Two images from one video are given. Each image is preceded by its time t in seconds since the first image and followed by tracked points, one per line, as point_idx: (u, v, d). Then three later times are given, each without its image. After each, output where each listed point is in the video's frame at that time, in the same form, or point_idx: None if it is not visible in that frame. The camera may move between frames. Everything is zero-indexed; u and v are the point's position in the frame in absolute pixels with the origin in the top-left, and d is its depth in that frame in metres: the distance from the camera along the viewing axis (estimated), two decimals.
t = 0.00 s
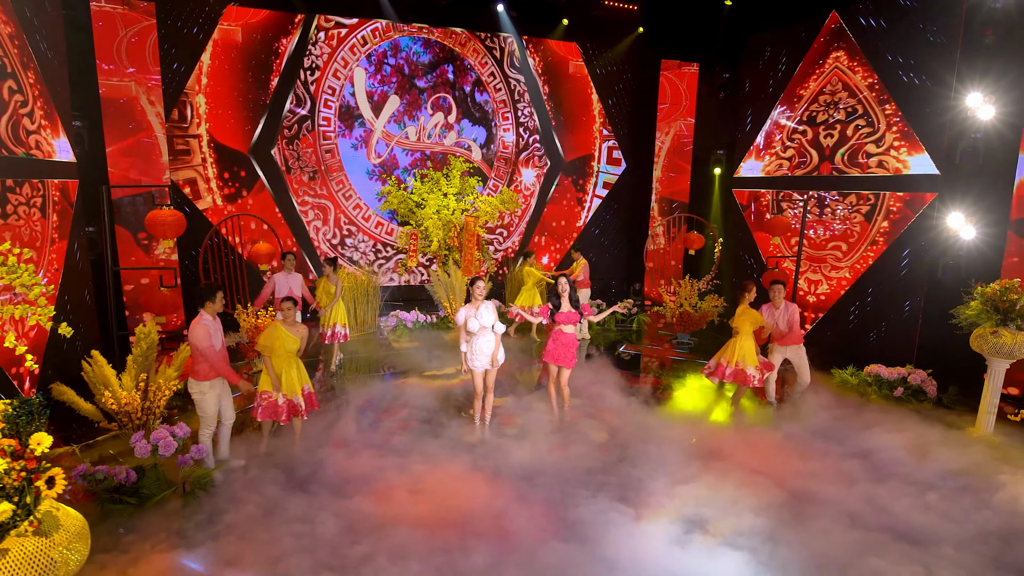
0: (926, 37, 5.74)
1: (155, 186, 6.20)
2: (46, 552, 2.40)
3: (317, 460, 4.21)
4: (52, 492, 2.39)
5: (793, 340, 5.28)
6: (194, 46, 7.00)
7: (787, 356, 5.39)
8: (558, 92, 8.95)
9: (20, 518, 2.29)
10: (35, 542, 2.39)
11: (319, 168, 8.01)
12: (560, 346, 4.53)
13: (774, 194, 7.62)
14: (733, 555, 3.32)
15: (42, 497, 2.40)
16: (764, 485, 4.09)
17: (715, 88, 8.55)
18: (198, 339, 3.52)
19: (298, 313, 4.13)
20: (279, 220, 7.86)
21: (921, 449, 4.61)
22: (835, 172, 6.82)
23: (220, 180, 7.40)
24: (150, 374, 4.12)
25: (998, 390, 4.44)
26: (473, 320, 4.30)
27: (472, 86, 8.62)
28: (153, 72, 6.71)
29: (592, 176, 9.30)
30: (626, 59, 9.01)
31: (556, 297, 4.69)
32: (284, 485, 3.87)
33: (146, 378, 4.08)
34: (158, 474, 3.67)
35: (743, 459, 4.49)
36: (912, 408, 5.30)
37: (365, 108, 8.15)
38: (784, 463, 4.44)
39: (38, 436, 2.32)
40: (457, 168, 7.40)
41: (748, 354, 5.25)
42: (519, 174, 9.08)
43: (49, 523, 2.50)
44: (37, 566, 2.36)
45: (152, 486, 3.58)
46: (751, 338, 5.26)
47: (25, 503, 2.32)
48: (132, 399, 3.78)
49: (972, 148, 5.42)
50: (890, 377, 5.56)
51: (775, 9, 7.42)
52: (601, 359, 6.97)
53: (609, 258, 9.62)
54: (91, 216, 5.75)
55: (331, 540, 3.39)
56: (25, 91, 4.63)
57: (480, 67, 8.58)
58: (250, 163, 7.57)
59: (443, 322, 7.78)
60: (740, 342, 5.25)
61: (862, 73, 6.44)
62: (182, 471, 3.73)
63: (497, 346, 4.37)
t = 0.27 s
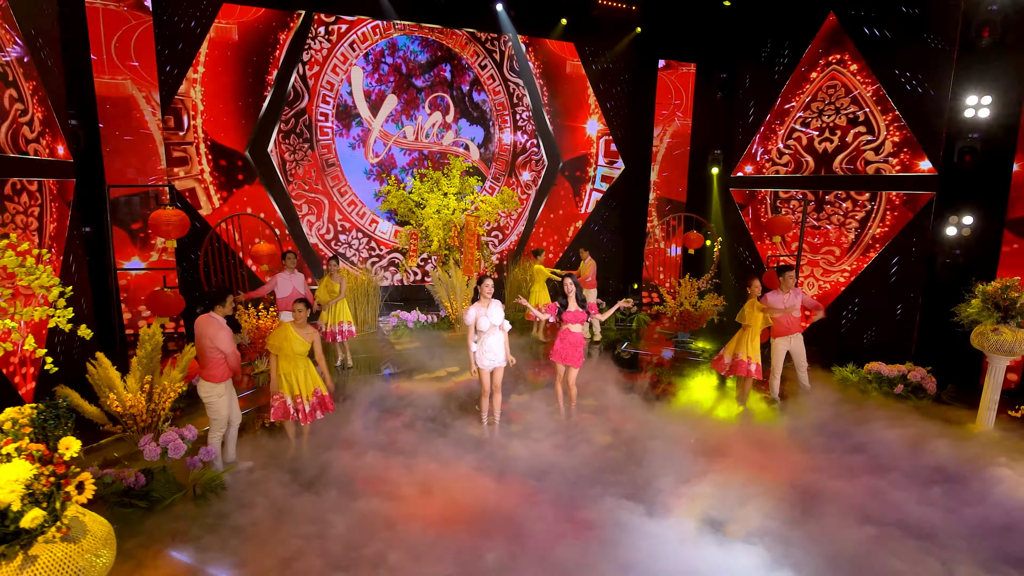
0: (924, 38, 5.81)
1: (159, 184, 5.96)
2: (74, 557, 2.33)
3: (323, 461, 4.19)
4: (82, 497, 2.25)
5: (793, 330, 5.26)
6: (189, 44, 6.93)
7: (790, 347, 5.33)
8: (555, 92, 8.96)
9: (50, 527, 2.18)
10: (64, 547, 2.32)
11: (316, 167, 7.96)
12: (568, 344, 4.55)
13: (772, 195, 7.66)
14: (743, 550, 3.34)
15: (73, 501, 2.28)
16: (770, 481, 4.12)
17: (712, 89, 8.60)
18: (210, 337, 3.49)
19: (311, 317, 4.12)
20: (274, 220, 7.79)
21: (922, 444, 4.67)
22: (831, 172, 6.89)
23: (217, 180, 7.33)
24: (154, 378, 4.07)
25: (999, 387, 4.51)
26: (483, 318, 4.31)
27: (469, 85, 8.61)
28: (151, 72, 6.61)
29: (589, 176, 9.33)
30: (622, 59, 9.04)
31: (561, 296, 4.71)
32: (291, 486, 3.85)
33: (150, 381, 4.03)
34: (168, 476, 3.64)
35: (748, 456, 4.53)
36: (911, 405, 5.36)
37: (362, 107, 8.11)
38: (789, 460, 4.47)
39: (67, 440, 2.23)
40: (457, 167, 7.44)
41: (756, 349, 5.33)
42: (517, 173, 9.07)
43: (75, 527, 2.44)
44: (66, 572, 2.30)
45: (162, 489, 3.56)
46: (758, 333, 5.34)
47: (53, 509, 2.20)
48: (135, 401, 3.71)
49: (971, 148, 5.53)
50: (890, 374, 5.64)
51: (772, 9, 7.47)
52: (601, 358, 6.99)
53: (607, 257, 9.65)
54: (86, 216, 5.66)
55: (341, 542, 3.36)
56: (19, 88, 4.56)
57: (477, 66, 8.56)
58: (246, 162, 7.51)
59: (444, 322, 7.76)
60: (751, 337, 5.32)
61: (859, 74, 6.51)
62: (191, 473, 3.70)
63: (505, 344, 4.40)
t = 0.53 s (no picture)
0: (922, 41, 5.89)
1: (160, 184, 5.77)
2: (108, 560, 2.36)
3: (333, 461, 4.16)
4: (115, 499, 2.30)
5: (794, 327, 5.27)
6: (186, 42, 6.86)
7: (790, 346, 5.34)
8: (554, 92, 8.97)
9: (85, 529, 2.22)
10: (99, 551, 2.35)
11: (314, 167, 7.91)
12: (576, 343, 4.58)
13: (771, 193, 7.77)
14: (758, 547, 3.36)
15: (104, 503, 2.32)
16: (778, 478, 4.15)
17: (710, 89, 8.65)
18: (223, 337, 3.50)
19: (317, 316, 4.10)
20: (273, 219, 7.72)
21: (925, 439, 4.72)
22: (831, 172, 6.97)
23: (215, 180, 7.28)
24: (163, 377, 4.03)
25: (999, 383, 4.59)
26: (495, 317, 4.31)
27: (468, 84, 8.59)
28: (150, 70, 6.55)
29: (587, 176, 9.34)
30: (621, 59, 9.07)
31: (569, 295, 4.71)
32: (302, 487, 3.82)
33: (158, 382, 3.99)
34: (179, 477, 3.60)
35: (756, 452, 4.55)
36: (912, 402, 5.43)
37: (361, 106, 8.07)
38: (796, 456, 4.51)
39: (99, 443, 2.28)
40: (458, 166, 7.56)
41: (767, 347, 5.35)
42: (516, 172, 9.07)
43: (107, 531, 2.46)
44: None
45: (174, 491, 3.52)
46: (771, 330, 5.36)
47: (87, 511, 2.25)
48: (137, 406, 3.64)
49: (969, 149, 5.56)
50: (891, 371, 5.72)
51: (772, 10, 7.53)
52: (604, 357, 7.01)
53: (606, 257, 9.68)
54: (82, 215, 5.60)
55: (356, 542, 3.35)
56: (19, 85, 4.50)
57: (475, 65, 8.55)
58: (245, 162, 7.44)
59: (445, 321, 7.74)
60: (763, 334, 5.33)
61: (858, 75, 6.59)
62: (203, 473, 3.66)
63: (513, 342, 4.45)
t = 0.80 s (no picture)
0: (921, 41, 5.95)
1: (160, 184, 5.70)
2: (146, 560, 2.35)
3: (343, 460, 4.15)
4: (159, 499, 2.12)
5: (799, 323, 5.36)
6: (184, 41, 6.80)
7: (795, 343, 5.43)
8: (553, 92, 8.98)
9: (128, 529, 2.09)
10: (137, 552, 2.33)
11: (314, 167, 7.87)
12: (584, 342, 4.63)
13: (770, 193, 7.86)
14: (774, 542, 3.38)
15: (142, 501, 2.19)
16: (786, 473, 4.19)
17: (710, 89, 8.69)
18: (232, 336, 3.48)
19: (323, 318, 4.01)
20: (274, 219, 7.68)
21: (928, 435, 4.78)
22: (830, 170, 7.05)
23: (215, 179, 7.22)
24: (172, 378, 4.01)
25: (1001, 379, 4.65)
26: (510, 316, 4.33)
27: (468, 84, 8.59)
28: (149, 69, 6.51)
29: (585, 175, 9.35)
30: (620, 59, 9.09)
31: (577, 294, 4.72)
32: (313, 487, 3.81)
33: (166, 382, 3.96)
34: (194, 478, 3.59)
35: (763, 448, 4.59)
36: (914, 398, 5.49)
37: (361, 105, 8.04)
38: (803, 452, 4.55)
39: (140, 443, 2.11)
40: (459, 166, 7.65)
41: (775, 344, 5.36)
42: (515, 171, 9.07)
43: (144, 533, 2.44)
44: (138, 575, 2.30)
45: (188, 491, 3.50)
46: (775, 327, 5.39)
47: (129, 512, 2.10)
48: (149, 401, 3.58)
49: (967, 148, 5.62)
50: (893, 369, 5.78)
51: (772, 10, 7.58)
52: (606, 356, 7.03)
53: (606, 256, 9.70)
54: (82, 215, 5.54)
55: (371, 540, 3.35)
56: (21, 82, 4.44)
57: (475, 65, 8.55)
58: (244, 161, 7.40)
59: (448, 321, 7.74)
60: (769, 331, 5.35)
61: (857, 76, 6.67)
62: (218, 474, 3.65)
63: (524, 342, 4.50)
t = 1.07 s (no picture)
0: (922, 42, 6.02)
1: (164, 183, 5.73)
2: (187, 560, 2.33)
3: (353, 460, 4.14)
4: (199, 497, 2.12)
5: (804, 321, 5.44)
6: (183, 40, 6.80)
7: (801, 339, 5.51)
8: (553, 91, 8.99)
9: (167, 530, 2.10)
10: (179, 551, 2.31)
11: (315, 167, 7.84)
12: (593, 340, 4.70)
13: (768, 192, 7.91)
14: (787, 538, 3.41)
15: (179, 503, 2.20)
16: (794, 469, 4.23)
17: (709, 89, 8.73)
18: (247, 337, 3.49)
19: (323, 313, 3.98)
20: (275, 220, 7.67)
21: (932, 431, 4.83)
22: (830, 169, 7.10)
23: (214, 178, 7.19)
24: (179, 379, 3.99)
25: (1003, 376, 4.71)
26: (527, 314, 4.37)
27: (468, 83, 8.58)
28: (149, 67, 6.44)
29: (585, 175, 9.36)
30: (620, 58, 9.12)
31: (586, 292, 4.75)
32: (325, 487, 3.80)
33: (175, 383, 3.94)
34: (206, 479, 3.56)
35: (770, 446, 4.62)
36: (916, 395, 5.55)
37: (361, 104, 8.02)
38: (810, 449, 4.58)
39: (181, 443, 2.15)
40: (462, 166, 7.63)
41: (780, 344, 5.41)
42: (515, 171, 9.07)
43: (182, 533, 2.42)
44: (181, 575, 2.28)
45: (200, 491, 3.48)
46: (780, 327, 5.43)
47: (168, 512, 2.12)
48: (170, 400, 3.51)
49: (966, 149, 5.70)
50: (895, 366, 5.84)
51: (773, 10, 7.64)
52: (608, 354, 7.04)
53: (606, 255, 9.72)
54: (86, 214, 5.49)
55: (386, 539, 3.34)
56: (24, 80, 4.40)
57: (475, 64, 8.54)
58: (245, 161, 7.36)
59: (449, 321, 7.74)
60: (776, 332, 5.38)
61: (857, 75, 6.72)
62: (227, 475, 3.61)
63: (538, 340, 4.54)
